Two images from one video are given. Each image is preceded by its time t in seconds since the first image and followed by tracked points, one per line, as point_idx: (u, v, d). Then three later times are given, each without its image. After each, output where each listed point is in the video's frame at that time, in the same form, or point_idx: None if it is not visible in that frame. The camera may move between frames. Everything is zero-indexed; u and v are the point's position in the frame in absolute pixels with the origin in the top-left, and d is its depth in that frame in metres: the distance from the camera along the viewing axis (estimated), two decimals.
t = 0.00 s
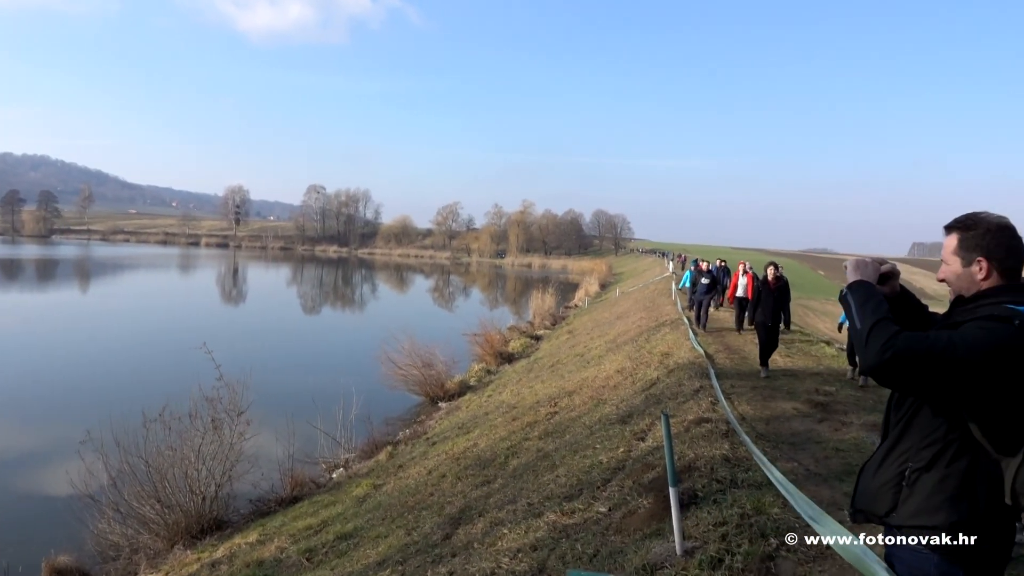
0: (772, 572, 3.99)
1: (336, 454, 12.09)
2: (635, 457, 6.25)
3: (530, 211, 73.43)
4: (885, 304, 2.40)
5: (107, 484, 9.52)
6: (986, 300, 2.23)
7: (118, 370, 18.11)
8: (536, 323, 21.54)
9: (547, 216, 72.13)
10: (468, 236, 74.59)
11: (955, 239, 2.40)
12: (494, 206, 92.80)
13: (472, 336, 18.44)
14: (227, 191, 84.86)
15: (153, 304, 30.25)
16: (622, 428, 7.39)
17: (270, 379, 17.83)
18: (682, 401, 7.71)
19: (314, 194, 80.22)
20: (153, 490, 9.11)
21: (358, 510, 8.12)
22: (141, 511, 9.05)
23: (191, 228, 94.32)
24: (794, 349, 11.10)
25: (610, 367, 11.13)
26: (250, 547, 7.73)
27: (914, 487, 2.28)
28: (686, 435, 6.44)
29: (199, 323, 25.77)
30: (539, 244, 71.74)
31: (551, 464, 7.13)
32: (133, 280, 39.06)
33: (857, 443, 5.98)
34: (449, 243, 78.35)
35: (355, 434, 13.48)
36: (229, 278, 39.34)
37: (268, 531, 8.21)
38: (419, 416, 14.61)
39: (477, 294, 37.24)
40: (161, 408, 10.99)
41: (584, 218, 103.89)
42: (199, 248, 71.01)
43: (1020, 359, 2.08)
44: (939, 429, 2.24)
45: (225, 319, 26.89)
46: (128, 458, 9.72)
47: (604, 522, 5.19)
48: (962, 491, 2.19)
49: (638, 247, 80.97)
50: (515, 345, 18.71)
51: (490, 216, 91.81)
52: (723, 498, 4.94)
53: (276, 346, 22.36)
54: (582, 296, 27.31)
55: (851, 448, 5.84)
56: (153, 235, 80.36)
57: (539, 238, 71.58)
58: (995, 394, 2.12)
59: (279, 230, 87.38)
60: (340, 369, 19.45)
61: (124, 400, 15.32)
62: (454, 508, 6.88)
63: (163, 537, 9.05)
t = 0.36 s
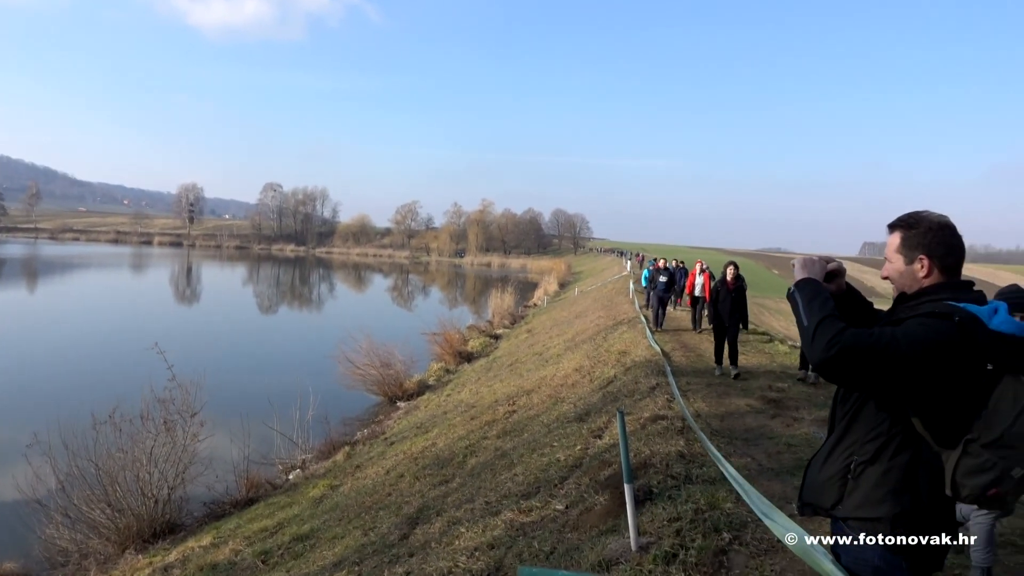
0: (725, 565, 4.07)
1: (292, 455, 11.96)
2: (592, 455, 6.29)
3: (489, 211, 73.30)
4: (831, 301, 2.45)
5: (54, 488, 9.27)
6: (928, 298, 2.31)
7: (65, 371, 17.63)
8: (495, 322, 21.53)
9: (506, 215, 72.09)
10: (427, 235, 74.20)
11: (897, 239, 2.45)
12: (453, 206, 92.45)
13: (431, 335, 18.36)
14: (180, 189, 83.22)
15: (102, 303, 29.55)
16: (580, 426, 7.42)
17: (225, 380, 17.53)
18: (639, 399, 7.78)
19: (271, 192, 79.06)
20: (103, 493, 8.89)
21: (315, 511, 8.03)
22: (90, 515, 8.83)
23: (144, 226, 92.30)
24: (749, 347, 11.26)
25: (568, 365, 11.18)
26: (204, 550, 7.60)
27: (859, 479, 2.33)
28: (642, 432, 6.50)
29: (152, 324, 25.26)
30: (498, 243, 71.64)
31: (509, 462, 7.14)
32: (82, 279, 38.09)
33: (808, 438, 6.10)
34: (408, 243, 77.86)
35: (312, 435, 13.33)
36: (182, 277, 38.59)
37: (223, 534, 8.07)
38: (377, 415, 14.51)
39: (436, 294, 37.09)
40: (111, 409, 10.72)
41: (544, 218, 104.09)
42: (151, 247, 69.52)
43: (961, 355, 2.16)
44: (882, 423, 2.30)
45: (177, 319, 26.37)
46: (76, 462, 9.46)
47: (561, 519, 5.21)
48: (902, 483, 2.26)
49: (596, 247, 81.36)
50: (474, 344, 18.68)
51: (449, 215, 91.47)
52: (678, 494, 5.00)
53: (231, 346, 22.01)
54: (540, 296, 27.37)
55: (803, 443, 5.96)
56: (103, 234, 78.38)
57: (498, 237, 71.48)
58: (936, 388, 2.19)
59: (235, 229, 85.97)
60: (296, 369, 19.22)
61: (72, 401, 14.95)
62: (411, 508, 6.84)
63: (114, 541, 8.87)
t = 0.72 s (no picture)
0: (682, 560, 4.13)
1: (250, 457, 11.82)
2: (552, 453, 6.31)
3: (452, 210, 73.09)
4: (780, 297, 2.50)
5: (3, 495, 9.01)
6: (873, 295, 2.37)
7: (15, 374, 17.18)
8: (457, 321, 21.49)
9: (468, 215, 72.05)
10: (389, 235, 73.72)
11: (845, 236, 2.51)
12: (415, 205, 91.97)
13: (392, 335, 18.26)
14: (135, 188, 81.51)
15: (54, 304, 28.84)
16: (540, 425, 7.45)
17: (181, 382, 17.21)
18: (598, 397, 7.84)
19: (229, 191, 77.84)
20: (54, 499, 8.67)
21: (274, 514, 7.94)
22: (42, 521, 8.62)
23: (97, 226, 90.21)
24: (707, 345, 11.40)
25: (530, 364, 11.21)
26: (159, 556, 7.47)
27: (809, 473, 2.39)
28: (602, 431, 6.55)
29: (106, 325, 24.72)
30: (460, 243, 71.43)
31: (470, 462, 7.13)
32: (32, 280, 37.12)
33: (763, 434, 6.21)
34: (369, 242, 77.25)
35: (271, 436, 13.17)
36: (136, 277, 37.81)
37: (179, 538, 7.94)
38: (337, 416, 14.38)
39: (398, 294, 36.93)
40: (62, 413, 10.45)
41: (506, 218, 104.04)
42: (105, 247, 67.99)
43: (904, 350, 2.23)
44: (830, 418, 2.35)
45: (132, 320, 25.84)
46: (26, 467, 9.21)
47: (521, 518, 5.23)
48: (850, 476, 2.32)
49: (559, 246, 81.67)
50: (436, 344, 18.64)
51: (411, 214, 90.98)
52: (637, 491, 5.05)
53: (188, 347, 21.63)
54: (503, 295, 27.39)
55: (758, 439, 6.06)
56: (54, 233, 76.41)
57: (460, 237, 71.29)
58: (880, 383, 2.25)
59: (192, 228, 84.49)
60: (255, 370, 18.98)
61: (22, 405, 14.58)
62: (372, 509, 6.80)
63: (65, 548, 8.68)
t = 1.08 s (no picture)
0: (647, 553, 4.18)
1: (213, 460, 11.67)
2: (519, 450, 6.33)
3: (417, 208, 72.75)
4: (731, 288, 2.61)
5: None
6: (824, 286, 2.44)
7: None
8: (423, 320, 21.40)
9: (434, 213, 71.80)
10: (353, 234, 73.16)
11: (791, 231, 2.61)
12: (380, 204, 91.37)
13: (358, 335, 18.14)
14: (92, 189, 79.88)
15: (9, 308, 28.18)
16: (507, 422, 7.47)
17: (143, 386, 16.93)
18: (566, 393, 7.88)
19: (189, 191, 76.65)
20: (12, 508, 8.48)
21: (240, 517, 7.86)
22: None
23: (53, 227, 88.22)
24: (672, 340, 11.50)
25: (496, 362, 11.23)
26: (122, 562, 7.35)
27: (765, 465, 2.43)
28: (571, 425, 6.60)
29: (64, 328, 24.21)
30: (426, 242, 71.13)
31: (437, 460, 7.12)
32: None
33: (726, 427, 6.29)
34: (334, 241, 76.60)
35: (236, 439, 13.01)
36: (94, 280, 37.08)
37: (143, 544, 7.82)
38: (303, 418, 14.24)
39: (363, 293, 36.65)
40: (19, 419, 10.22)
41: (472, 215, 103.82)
42: (61, 248, 66.53)
43: (855, 340, 2.32)
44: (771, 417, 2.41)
45: (91, 323, 25.35)
46: None
47: (488, 514, 5.24)
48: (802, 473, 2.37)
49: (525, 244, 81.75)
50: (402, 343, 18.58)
51: (376, 213, 90.41)
52: (603, 485, 5.09)
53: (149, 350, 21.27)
54: (469, 293, 27.37)
55: (722, 432, 6.14)
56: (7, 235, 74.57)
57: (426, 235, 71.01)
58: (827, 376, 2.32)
59: (151, 229, 83.08)
60: (218, 372, 18.74)
61: None
62: (339, 510, 6.77)
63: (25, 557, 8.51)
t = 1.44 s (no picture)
0: (618, 548, 4.26)
1: (183, 466, 11.54)
2: (490, 449, 6.38)
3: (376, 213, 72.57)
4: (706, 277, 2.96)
5: None
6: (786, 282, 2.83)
7: None
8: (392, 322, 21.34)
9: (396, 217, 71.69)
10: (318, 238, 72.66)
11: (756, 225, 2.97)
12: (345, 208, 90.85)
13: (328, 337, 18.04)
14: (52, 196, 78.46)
15: None
16: (478, 421, 7.48)
17: (108, 394, 16.68)
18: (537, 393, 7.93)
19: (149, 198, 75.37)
20: None
21: (209, 522, 7.78)
22: None
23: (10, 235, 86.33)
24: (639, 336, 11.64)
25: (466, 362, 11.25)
26: (89, 572, 7.25)
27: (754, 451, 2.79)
28: (544, 424, 6.65)
29: (25, 335, 23.73)
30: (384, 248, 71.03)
31: (409, 460, 7.12)
32: None
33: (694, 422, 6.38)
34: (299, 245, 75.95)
35: (205, 444, 12.86)
36: (56, 285, 36.37)
37: (111, 552, 7.72)
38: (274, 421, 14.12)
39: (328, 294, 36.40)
40: None
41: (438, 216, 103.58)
42: (20, 255, 65.15)
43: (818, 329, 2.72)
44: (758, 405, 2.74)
45: (53, 330, 24.89)
46: None
47: (460, 514, 5.27)
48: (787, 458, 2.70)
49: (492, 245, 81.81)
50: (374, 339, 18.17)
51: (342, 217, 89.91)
52: (573, 482, 5.15)
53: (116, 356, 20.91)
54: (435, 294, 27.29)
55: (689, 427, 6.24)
56: None
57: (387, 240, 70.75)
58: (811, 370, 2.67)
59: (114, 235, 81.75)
60: (187, 377, 18.49)
61: None
62: (311, 512, 6.73)
63: None
